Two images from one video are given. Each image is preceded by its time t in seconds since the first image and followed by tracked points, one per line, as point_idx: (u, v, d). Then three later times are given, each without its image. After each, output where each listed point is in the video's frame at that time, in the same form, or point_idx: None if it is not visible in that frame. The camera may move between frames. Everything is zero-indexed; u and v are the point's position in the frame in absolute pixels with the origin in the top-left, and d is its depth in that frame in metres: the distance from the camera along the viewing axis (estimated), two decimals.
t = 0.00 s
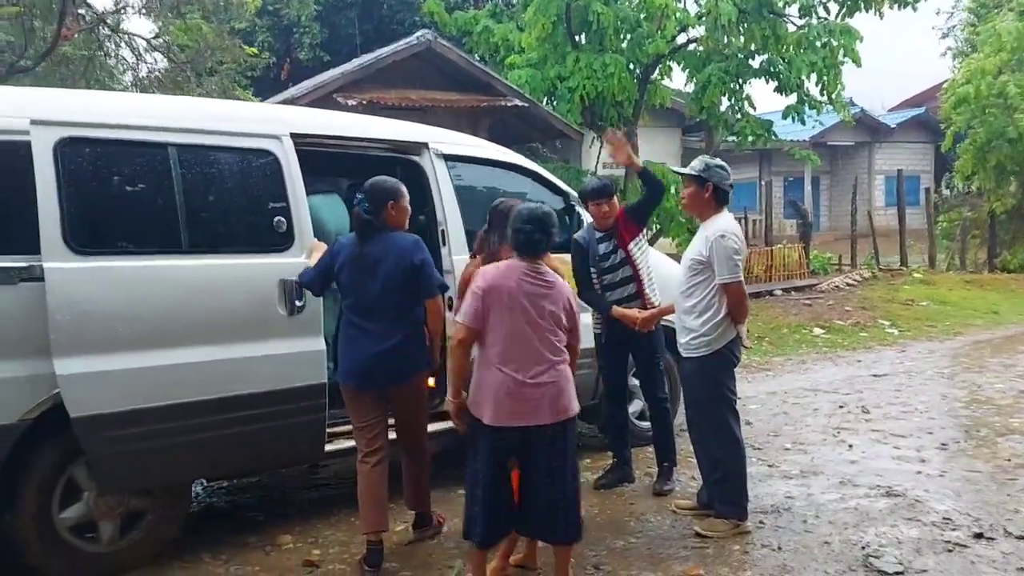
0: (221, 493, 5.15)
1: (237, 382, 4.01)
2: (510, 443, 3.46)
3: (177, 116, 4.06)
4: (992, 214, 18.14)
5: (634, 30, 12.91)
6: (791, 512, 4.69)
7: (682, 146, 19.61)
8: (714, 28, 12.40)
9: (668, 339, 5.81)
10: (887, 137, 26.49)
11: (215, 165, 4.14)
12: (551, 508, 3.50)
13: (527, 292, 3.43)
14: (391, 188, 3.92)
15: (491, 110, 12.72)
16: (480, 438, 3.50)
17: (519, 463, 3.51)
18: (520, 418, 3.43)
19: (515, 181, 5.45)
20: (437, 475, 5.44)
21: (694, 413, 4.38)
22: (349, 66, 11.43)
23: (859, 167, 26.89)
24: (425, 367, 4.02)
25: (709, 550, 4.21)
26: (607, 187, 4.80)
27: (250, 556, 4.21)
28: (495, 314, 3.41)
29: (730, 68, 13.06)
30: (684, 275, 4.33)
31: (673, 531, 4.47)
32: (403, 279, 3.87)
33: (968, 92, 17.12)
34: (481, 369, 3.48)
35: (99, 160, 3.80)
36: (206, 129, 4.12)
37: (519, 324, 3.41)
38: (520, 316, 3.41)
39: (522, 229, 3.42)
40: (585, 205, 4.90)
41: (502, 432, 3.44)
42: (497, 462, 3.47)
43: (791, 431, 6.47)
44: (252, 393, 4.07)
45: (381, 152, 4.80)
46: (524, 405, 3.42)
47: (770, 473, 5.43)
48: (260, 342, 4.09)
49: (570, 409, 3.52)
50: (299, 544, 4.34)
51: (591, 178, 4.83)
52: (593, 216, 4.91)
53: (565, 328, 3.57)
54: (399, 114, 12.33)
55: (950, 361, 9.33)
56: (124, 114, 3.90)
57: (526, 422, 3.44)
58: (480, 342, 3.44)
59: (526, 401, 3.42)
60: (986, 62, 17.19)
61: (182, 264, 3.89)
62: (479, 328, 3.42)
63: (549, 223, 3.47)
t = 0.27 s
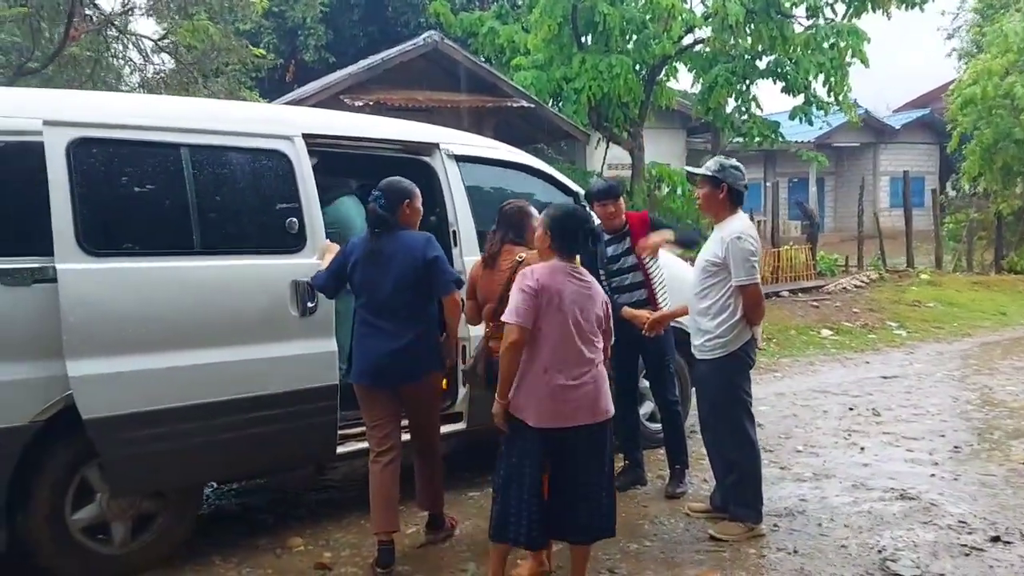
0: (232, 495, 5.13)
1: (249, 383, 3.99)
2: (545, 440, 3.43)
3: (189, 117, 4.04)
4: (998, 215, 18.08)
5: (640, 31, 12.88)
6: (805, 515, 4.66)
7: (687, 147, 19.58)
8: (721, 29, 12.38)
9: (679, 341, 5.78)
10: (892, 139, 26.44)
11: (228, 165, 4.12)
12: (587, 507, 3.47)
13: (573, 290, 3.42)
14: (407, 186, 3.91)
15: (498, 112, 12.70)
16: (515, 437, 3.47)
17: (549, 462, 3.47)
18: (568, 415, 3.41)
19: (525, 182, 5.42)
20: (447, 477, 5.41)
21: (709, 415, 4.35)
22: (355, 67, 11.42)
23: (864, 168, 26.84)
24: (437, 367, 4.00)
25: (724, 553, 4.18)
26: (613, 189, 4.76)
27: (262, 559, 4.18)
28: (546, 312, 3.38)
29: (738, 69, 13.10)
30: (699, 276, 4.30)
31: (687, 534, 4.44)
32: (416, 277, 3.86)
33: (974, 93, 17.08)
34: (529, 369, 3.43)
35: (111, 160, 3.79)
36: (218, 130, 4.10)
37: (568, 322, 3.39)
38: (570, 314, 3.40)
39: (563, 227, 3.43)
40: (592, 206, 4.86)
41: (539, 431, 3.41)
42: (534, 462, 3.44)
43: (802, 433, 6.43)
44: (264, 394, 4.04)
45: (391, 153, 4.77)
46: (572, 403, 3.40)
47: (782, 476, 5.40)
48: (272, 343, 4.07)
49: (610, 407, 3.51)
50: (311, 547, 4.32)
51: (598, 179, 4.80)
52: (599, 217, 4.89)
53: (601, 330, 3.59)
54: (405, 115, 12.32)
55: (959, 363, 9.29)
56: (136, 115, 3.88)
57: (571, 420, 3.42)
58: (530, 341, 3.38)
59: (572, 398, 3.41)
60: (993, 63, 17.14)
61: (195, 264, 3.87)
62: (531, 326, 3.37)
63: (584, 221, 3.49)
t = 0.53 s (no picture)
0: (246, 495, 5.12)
1: (265, 383, 3.98)
2: (587, 442, 3.36)
3: (207, 117, 4.04)
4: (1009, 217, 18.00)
5: (649, 33, 12.84)
6: (822, 518, 4.63)
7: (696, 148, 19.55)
8: (732, 30, 12.35)
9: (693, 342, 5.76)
10: (901, 140, 26.37)
11: (245, 165, 4.11)
12: (626, 505, 3.42)
13: (612, 290, 3.36)
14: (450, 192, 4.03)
15: (507, 113, 12.69)
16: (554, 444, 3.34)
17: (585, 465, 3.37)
18: (617, 416, 3.35)
19: (539, 183, 5.41)
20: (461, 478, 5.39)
21: (726, 417, 4.33)
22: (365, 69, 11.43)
23: (872, 170, 26.75)
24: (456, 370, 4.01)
25: (742, 556, 4.15)
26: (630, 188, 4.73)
27: (278, 559, 4.17)
28: (592, 313, 3.28)
29: (748, 70, 13.06)
30: (716, 278, 4.27)
31: (704, 537, 4.42)
32: (449, 278, 3.92)
33: (985, 95, 17.02)
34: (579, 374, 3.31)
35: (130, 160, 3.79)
36: (235, 129, 4.09)
37: (611, 321, 3.32)
38: (614, 314, 3.33)
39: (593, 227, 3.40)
40: (607, 206, 4.84)
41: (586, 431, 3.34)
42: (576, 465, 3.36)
43: (816, 435, 6.40)
44: (280, 394, 4.03)
45: (407, 154, 4.76)
46: (618, 404, 3.35)
47: (798, 478, 5.37)
48: (288, 344, 4.06)
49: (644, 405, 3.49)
50: (326, 548, 4.31)
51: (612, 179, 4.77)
52: (616, 216, 4.87)
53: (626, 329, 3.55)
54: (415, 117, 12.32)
55: (972, 365, 9.24)
56: (153, 115, 3.87)
57: (621, 421, 3.37)
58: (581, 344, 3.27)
59: (620, 399, 3.36)
60: (1004, 64, 17.07)
61: (212, 264, 3.87)
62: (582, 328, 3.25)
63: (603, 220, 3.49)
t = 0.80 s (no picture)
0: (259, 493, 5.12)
1: (278, 382, 3.97)
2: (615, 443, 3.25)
3: (222, 114, 4.03)
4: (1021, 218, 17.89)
5: (660, 32, 12.83)
6: (838, 519, 4.60)
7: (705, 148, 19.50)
8: (743, 30, 12.31)
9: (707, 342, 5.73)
10: (911, 141, 26.26)
11: (259, 163, 4.11)
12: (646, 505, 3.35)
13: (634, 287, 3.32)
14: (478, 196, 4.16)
15: (517, 112, 12.67)
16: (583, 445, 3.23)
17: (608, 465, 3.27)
18: (649, 414, 3.30)
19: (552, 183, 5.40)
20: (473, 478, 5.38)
21: (742, 418, 4.30)
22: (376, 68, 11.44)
23: (882, 170, 26.63)
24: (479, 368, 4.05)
25: (758, 558, 4.13)
26: (647, 186, 4.70)
27: (292, 558, 4.17)
28: (624, 312, 3.22)
29: (760, 69, 13.03)
30: (731, 278, 4.25)
31: (719, 538, 4.39)
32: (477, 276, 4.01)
33: (997, 95, 16.92)
34: (612, 375, 3.23)
35: (144, 157, 3.78)
36: (249, 127, 4.08)
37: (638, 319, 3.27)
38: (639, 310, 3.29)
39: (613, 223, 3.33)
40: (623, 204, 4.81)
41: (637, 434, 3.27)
42: (610, 467, 3.26)
43: (830, 436, 6.37)
44: (293, 392, 4.02)
45: (421, 152, 4.75)
46: (648, 402, 3.30)
47: (812, 479, 5.34)
48: (302, 343, 4.05)
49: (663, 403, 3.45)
50: (340, 547, 4.30)
51: (627, 177, 4.74)
52: (633, 215, 4.84)
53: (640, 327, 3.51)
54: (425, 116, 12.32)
55: (985, 366, 9.18)
56: (168, 113, 3.86)
57: (652, 419, 3.31)
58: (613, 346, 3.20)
59: (649, 397, 3.32)
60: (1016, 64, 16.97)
61: (226, 262, 3.86)
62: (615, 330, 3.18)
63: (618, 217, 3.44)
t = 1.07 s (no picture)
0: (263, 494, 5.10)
1: (283, 383, 3.94)
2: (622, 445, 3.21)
3: (227, 114, 4.01)
4: None
5: (667, 32, 12.78)
6: (846, 523, 4.56)
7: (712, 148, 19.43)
8: (751, 30, 12.24)
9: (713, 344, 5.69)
10: (919, 141, 26.15)
11: (264, 163, 4.08)
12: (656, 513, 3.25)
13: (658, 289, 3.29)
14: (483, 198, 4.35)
15: (524, 112, 12.64)
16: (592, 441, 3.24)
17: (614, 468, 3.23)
18: (667, 419, 3.27)
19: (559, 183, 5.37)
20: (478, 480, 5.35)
21: (750, 420, 4.26)
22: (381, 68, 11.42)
23: (890, 170, 26.51)
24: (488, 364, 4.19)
25: (766, 562, 4.09)
26: (653, 186, 4.66)
27: (297, 560, 4.14)
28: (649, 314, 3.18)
29: (767, 69, 12.94)
30: (738, 280, 4.21)
31: (726, 542, 4.35)
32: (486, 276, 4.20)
33: (1006, 96, 16.82)
34: (634, 378, 3.20)
35: (149, 157, 3.76)
36: (254, 127, 4.06)
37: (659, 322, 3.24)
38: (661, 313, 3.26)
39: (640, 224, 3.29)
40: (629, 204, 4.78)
41: (657, 439, 3.23)
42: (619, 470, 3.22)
43: (838, 438, 6.32)
44: (297, 393, 4.00)
45: (426, 152, 4.73)
46: (667, 407, 3.27)
47: (820, 482, 5.29)
48: (307, 343, 4.03)
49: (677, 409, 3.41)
50: (344, 549, 4.27)
51: (634, 177, 4.70)
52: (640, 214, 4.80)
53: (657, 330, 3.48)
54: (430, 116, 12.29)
55: (994, 369, 9.12)
56: (173, 112, 3.84)
57: (669, 423, 3.28)
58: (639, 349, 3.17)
59: (667, 401, 3.29)
60: None
61: (231, 262, 3.84)
62: (643, 335, 3.14)
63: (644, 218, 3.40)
